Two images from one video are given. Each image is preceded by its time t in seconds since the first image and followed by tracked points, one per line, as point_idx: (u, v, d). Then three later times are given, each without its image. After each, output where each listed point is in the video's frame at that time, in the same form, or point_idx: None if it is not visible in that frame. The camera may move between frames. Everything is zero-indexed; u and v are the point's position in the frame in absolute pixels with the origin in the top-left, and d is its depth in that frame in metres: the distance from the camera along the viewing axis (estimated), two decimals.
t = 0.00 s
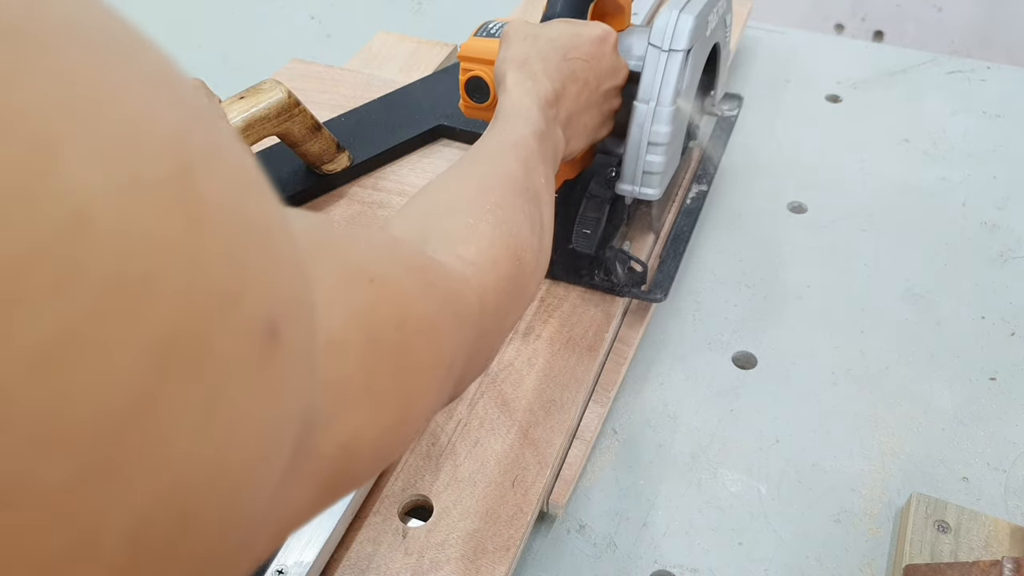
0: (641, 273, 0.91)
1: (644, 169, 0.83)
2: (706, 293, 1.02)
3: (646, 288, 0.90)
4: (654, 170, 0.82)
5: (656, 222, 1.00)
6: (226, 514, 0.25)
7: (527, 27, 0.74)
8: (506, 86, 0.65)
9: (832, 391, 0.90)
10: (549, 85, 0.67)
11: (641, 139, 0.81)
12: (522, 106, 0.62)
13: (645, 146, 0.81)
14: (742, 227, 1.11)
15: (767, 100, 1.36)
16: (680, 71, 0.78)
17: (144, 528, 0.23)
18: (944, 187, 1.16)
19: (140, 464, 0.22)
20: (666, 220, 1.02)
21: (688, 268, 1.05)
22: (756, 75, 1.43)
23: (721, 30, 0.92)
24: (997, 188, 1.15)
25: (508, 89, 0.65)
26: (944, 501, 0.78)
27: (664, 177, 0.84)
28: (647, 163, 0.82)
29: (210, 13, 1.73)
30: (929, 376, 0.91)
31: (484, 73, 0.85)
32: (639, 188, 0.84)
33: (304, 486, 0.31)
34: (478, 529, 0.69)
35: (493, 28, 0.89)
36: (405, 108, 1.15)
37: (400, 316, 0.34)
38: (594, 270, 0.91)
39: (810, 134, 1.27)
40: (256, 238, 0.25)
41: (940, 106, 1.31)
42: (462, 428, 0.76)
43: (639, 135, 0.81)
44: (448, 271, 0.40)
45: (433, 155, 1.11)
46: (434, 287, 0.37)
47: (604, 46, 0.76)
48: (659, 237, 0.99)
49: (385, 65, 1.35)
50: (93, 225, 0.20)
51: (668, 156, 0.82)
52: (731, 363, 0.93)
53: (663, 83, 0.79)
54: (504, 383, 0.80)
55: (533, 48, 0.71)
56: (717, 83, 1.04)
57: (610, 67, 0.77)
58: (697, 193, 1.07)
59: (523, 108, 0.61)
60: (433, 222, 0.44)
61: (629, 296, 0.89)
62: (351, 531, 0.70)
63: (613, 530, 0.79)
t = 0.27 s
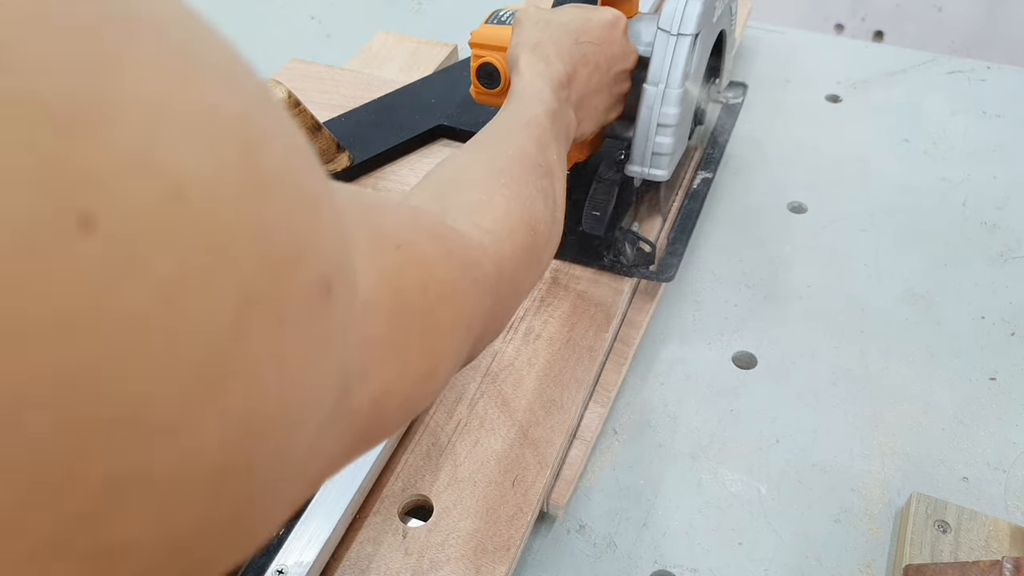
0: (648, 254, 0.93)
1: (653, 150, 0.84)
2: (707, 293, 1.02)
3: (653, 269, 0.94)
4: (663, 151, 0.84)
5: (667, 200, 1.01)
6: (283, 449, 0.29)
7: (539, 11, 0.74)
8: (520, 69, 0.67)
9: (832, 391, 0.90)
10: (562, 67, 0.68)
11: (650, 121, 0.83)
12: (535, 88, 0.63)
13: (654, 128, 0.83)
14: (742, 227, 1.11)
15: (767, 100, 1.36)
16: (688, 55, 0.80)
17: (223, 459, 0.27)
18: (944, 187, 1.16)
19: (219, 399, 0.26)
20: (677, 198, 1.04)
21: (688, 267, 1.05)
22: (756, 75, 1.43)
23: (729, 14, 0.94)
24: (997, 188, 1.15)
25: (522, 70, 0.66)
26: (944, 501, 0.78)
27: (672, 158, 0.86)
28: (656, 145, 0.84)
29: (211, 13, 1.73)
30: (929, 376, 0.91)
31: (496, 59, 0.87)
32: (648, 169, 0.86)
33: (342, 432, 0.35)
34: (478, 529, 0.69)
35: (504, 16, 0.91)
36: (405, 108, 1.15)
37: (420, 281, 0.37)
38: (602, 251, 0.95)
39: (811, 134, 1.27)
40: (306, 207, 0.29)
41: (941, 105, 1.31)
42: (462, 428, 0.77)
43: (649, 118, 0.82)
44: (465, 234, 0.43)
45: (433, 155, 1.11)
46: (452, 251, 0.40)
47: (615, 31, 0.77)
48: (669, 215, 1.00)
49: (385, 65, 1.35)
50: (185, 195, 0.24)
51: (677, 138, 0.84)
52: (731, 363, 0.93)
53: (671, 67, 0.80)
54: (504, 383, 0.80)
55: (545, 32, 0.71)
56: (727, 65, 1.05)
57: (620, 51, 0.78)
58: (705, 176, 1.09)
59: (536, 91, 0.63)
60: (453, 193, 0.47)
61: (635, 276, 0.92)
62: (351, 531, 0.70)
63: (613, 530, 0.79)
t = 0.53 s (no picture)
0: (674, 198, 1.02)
1: (681, 97, 0.94)
2: (707, 292, 1.02)
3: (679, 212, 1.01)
4: (689, 98, 0.94)
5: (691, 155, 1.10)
6: (366, 339, 0.30)
7: None
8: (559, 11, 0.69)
9: (832, 391, 0.90)
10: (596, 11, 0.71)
11: (678, 70, 0.92)
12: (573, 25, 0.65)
13: (682, 76, 0.92)
14: (741, 226, 1.12)
15: (767, 100, 1.36)
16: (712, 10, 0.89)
17: (320, 342, 0.27)
18: (944, 187, 1.16)
19: (322, 289, 0.26)
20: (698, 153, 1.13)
21: (688, 267, 1.05)
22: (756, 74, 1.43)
23: None
24: (998, 188, 1.15)
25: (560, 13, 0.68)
26: (944, 501, 0.78)
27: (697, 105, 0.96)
28: (683, 92, 0.94)
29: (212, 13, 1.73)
30: (929, 376, 0.91)
31: (528, 19, 0.96)
32: (675, 115, 0.96)
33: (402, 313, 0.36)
34: (478, 529, 0.69)
35: None
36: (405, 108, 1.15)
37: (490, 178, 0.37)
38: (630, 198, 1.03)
39: (811, 134, 1.27)
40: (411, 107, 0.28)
41: (941, 105, 1.31)
42: (462, 428, 0.77)
43: (677, 67, 0.92)
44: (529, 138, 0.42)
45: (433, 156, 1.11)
46: (506, 134, 0.39)
47: None
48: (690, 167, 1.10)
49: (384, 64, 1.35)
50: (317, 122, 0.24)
51: (701, 86, 0.94)
52: (731, 363, 0.93)
53: (696, 19, 0.90)
54: (504, 383, 0.80)
55: None
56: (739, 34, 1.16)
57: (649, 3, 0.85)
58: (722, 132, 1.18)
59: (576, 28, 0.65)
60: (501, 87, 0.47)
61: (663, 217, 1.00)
62: (350, 531, 0.70)
63: (612, 530, 0.79)
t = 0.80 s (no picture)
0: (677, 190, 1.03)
1: (685, 87, 0.96)
2: (707, 292, 1.02)
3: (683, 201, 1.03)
4: (694, 88, 0.96)
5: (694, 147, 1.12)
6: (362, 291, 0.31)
7: None
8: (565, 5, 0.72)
9: (832, 391, 0.90)
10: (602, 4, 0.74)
11: (683, 61, 0.94)
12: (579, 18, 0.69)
13: (687, 67, 0.94)
14: (741, 225, 1.12)
15: (766, 100, 1.36)
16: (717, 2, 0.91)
17: (307, 297, 0.29)
18: (944, 187, 1.16)
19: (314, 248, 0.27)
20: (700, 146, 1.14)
21: (688, 267, 1.05)
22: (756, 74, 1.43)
23: None
24: (997, 188, 1.15)
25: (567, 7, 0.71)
26: (944, 501, 0.78)
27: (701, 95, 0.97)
28: (688, 82, 0.96)
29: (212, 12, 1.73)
30: (930, 376, 0.91)
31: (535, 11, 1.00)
32: (680, 105, 0.98)
33: (404, 276, 0.37)
34: (478, 528, 0.69)
35: None
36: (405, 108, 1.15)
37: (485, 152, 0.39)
38: (635, 187, 1.05)
39: (811, 134, 1.27)
40: (403, 58, 0.30)
41: (941, 105, 1.31)
42: (463, 428, 0.77)
43: (682, 57, 0.94)
44: (525, 119, 0.44)
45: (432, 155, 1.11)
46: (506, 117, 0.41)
47: None
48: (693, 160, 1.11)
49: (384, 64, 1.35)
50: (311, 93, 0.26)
51: (706, 76, 0.95)
52: (731, 363, 0.93)
53: (701, 11, 0.92)
54: (504, 383, 0.80)
55: None
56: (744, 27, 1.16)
57: None
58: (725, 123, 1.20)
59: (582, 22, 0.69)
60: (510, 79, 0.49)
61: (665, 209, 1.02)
62: (350, 531, 0.70)
63: (612, 530, 0.79)
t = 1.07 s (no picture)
0: (676, 190, 1.04)
1: (686, 87, 0.96)
2: (707, 292, 1.02)
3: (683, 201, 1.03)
4: (693, 88, 0.96)
5: (694, 147, 1.12)
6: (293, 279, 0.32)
7: None
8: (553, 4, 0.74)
9: (832, 391, 0.90)
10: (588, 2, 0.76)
11: (683, 61, 0.94)
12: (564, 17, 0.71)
13: (687, 67, 0.95)
14: (741, 225, 1.12)
15: (766, 100, 1.36)
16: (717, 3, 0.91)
17: (233, 283, 0.30)
18: (944, 187, 1.16)
19: (234, 237, 0.29)
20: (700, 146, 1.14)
21: (688, 268, 1.05)
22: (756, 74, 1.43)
23: None
24: (997, 188, 1.15)
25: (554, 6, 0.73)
26: (944, 500, 0.78)
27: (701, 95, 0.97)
28: (688, 82, 0.96)
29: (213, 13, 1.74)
30: (929, 376, 0.91)
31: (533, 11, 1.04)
32: (680, 105, 0.98)
33: (359, 271, 0.39)
34: (478, 528, 0.69)
35: None
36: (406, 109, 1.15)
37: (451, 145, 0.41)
38: (635, 187, 1.05)
39: (810, 134, 1.28)
40: (323, 46, 0.30)
41: (940, 105, 1.32)
42: (462, 427, 0.77)
43: (682, 58, 0.94)
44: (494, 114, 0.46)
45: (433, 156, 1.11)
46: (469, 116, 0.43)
47: None
48: (693, 160, 1.11)
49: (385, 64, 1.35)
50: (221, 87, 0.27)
51: (706, 76, 0.96)
52: (731, 363, 0.93)
53: (701, 12, 0.92)
54: (504, 383, 0.81)
55: None
56: (745, 27, 1.16)
57: None
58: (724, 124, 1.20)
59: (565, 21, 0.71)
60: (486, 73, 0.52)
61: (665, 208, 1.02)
62: (350, 530, 0.70)
63: (612, 530, 0.79)
